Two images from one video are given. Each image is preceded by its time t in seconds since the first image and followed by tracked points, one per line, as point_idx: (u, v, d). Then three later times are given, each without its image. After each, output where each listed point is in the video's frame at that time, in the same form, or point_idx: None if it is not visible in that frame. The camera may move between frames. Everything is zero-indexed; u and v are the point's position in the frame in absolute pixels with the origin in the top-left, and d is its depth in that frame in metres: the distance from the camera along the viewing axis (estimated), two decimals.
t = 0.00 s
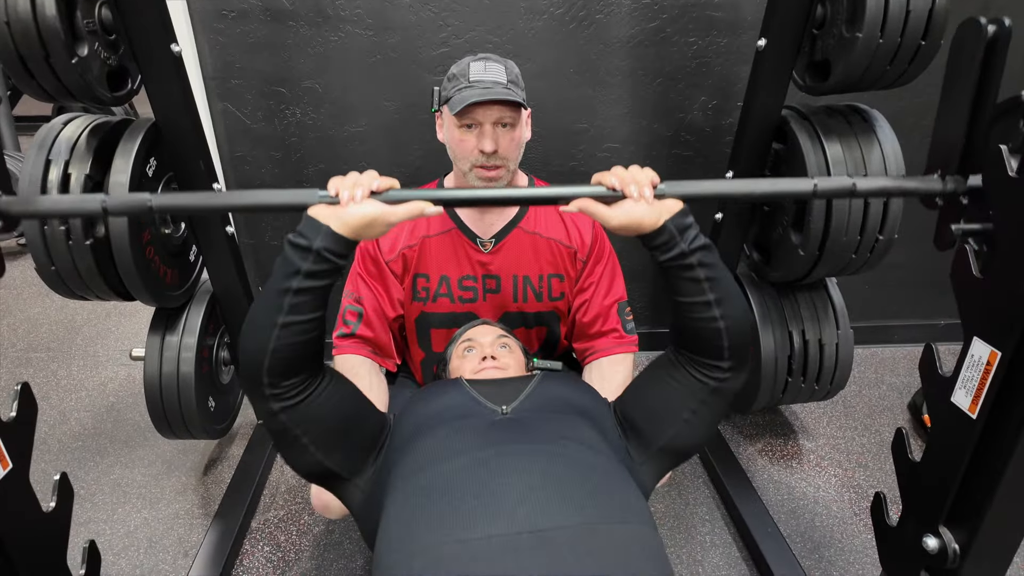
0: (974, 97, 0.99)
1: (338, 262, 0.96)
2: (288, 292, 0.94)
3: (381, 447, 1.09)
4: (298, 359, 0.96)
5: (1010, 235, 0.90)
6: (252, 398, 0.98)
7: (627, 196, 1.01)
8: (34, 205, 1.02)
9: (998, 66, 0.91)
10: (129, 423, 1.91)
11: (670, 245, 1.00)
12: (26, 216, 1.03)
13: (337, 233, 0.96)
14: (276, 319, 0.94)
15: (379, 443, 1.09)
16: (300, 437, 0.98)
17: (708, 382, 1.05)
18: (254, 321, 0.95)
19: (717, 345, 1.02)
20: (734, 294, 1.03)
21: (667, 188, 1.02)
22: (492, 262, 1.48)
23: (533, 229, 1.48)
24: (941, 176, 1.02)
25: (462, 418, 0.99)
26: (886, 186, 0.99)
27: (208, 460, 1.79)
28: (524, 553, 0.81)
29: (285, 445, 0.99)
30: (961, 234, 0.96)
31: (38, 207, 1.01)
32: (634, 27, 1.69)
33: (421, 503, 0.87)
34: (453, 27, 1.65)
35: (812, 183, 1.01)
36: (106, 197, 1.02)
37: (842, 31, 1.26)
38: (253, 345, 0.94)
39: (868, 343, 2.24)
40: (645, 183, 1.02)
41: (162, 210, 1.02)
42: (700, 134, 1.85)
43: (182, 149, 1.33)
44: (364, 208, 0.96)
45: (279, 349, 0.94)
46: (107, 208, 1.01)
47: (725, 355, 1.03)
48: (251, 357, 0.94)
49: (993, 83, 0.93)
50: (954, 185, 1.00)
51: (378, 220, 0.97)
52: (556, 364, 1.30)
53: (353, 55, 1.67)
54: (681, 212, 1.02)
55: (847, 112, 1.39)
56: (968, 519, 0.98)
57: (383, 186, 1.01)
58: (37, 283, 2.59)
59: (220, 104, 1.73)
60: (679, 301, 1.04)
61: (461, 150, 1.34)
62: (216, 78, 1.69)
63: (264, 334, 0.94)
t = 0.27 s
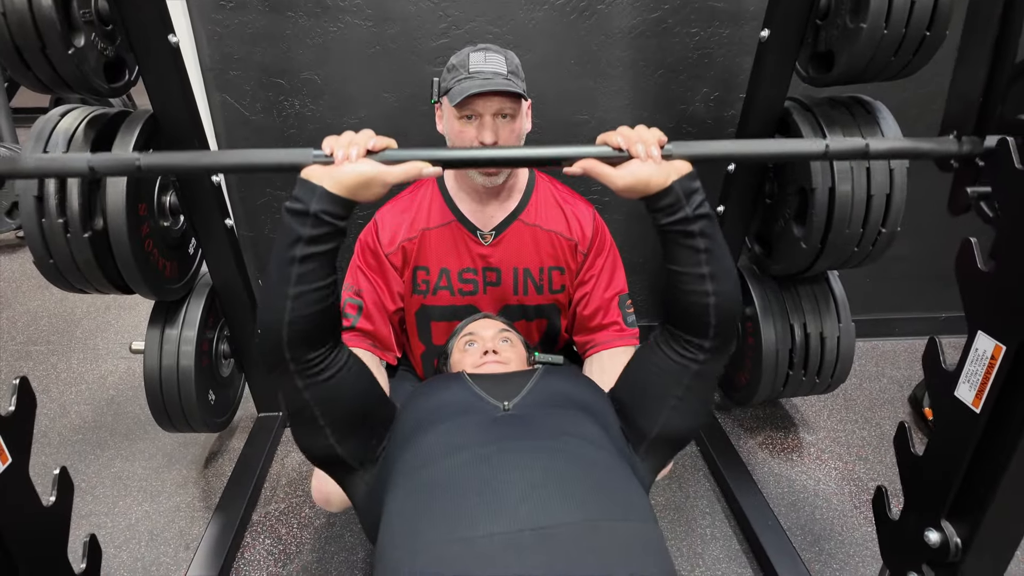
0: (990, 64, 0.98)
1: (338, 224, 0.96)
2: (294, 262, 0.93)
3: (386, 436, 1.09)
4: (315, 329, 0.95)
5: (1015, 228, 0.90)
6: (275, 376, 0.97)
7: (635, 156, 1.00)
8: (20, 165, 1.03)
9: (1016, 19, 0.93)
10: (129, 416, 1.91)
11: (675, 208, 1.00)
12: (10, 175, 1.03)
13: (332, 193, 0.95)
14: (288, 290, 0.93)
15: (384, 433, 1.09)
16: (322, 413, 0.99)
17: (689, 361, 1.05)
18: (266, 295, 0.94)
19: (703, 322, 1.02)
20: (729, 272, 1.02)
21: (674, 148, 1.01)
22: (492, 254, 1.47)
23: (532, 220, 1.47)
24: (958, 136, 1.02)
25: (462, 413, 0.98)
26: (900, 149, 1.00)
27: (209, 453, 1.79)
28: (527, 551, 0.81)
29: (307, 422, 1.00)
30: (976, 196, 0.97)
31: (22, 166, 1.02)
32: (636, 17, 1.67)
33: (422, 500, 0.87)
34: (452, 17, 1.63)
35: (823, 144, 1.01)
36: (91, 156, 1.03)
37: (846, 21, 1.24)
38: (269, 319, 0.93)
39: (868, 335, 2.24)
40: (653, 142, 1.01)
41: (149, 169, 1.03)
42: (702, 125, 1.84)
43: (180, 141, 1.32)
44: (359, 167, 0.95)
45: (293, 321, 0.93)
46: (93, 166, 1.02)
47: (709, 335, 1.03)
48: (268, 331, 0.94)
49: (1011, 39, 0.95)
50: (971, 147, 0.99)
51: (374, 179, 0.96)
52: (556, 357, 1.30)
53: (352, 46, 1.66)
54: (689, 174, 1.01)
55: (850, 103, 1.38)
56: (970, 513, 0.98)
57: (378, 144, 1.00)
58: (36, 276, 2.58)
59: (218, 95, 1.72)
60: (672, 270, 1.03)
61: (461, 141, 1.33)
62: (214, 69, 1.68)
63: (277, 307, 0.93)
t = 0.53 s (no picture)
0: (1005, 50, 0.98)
1: (340, 202, 0.95)
2: (303, 245, 0.94)
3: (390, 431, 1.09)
4: (334, 309, 0.96)
5: None
6: (296, 362, 0.99)
7: (641, 133, 1.00)
8: (5, 140, 1.01)
9: None
10: (129, 412, 1.90)
11: (680, 187, 1.00)
12: None
13: (330, 172, 0.94)
14: (300, 274, 0.94)
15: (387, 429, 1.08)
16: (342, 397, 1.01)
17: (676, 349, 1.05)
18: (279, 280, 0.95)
19: (694, 308, 1.02)
20: (724, 261, 1.02)
21: (683, 124, 1.00)
22: (493, 250, 1.46)
23: (533, 216, 1.46)
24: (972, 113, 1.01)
25: (465, 415, 0.98)
26: (914, 124, 1.00)
27: (210, 449, 1.78)
28: (531, 556, 0.80)
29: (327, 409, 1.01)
30: (990, 173, 0.99)
31: (10, 143, 1.00)
32: (639, 11, 1.66)
33: (426, 504, 0.86)
34: (453, 11, 1.62)
35: (836, 121, 1.01)
36: (82, 131, 1.00)
37: (851, 15, 1.23)
38: (285, 304, 0.94)
39: (870, 331, 2.23)
40: (660, 119, 1.01)
41: (143, 146, 1.01)
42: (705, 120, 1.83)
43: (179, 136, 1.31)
44: (357, 144, 0.94)
45: (308, 305, 0.94)
46: (84, 143, 1.00)
47: (698, 324, 1.03)
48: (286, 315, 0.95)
49: None
50: (986, 124, 0.98)
51: (373, 157, 0.95)
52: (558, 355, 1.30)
53: (351, 40, 1.64)
54: (696, 153, 1.01)
55: (855, 97, 1.36)
56: (976, 513, 0.98)
57: (377, 120, 0.99)
58: (36, 271, 2.57)
59: (217, 89, 1.70)
60: (667, 253, 1.04)
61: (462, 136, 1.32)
62: (212, 63, 1.67)
63: (292, 291, 0.94)
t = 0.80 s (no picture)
0: (1013, 46, 0.98)
1: (343, 201, 0.95)
2: (306, 244, 0.94)
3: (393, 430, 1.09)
4: (339, 307, 0.96)
5: None
6: (301, 361, 0.99)
7: (646, 130, 0.99)
8: (6, 136, 1.01)
9: None
10: (130, 410, 1.90)
11: (685, 185, 1.00)
12: None
13: (331, 169, 0.93)
14: (303, 274, 0.93)
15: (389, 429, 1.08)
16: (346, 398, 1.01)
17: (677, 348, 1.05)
18: (283, 279, 0.95)
19: (697, 307, 1.02)
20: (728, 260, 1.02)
21: (688, 122, 0.99)
22: (495, 248, 1.46)
23: (535, 214, 1.45)
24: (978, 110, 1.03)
25: (468, 416, 0.97)
26: (920, 121, 1.01)
27: (211, 447, 1.78)
28: (535, 559, 0.80)
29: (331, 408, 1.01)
30: (996, 172, 1.00)
31: (10, 137, 1.00)
32: (640, 7, 1.65)
33: (430, 507, 0.86)
34: (454, 7, 1.61)
35: (842, 119, 1.01)
36: (81, 130, 1.00)
37: (855, 12, 1.22)
38: (288, 304, 0.94)
39: (871, 328, 2.23)
40: (665, 116, 1.00)
41: (141, 143, 1.00)
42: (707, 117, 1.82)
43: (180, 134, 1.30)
44: (358, 142, 0.93)
45: (312, 305, 0.94)
46: (84, 141, 1.00)
47: (700, 323, 1.03)
48: (290, 315, 0.95)
49: None
50: (992, 121, 1.00)
51: (375, 155, 0.94)
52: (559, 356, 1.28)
53: (352, 36, 1.63)
54: (702, 150, 1.01)
55: (858, 95, 1.36)
56: (979, 512, 0.98)
57: (379, 118, 0.98)
58: (35, 268, 2.57)
59: (217, 86, 1.70)
60: (671, 252, 1.03)
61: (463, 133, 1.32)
62: (212, 60, 1.66)
63: (295, 289, 0.94)
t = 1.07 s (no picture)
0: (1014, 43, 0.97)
1: (341, 197, 0.95)
2: (304, 240, 0.93)
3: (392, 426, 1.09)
4: (336, 302, 0.95)
5: None
6: (301, 358, 0.99)
7: (645, 125, 0.99)
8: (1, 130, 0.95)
9: None
10: (130, 406, 1.90)
11: (685, 181, 0.99)
12: None
13: (331, 165, 0.94)
14: (301, 270, 0.93)
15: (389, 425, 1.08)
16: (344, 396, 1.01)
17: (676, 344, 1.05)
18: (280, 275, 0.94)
19: (697, 303, 1.01)
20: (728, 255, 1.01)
21: (688, 117, 0.99)
22: (494, 245, 1.46)
23: (534, 211, 1.45)
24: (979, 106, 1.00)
25: (467, 412, 0.97)
26: (921, 116, 0.98)
27: (211, 443, 1.78)
28: (534, 555, 0.81)
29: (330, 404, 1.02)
30: (996, 167, 1.00)
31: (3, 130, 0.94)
32: (641, 2, 1.64)
33: (429, 502, 0.87)
34: (453, 2, 1.60)
35: (842, 113, 0.99)
36: (78, 125, 0.95)
37: (855, 7, 1.22)
38: (286, 300, 0.94)
39: (871, 325, 2.23)
40: (664, 112, 1.00)
41: (140, 139, 0.96)
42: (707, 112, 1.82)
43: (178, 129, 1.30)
44: (357, 138, 0.93)
45: (310, 302, 0.93)
46: (82, 137, 0.95)
47: (700, 319, 1.02)
48: (287, 312, 0.94)
49: None
50: (994, 116, 0.98)
51: (375, 151, 0.94)
52: (557, 351, 1.27)
53: (351, 31, 1.63)
54: (702, 145, 1.00)
55: (859, 90, 1.36)
56: (978, 508, 0.98)
57: (378, 113, 0.98)
58: (35, 264, 2.57)
59: (216, 82, 1.69)
60: (671, 247, 1.02)
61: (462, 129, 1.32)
62: (211, 55, 1.65)
63: (292, 285, 0.93)
